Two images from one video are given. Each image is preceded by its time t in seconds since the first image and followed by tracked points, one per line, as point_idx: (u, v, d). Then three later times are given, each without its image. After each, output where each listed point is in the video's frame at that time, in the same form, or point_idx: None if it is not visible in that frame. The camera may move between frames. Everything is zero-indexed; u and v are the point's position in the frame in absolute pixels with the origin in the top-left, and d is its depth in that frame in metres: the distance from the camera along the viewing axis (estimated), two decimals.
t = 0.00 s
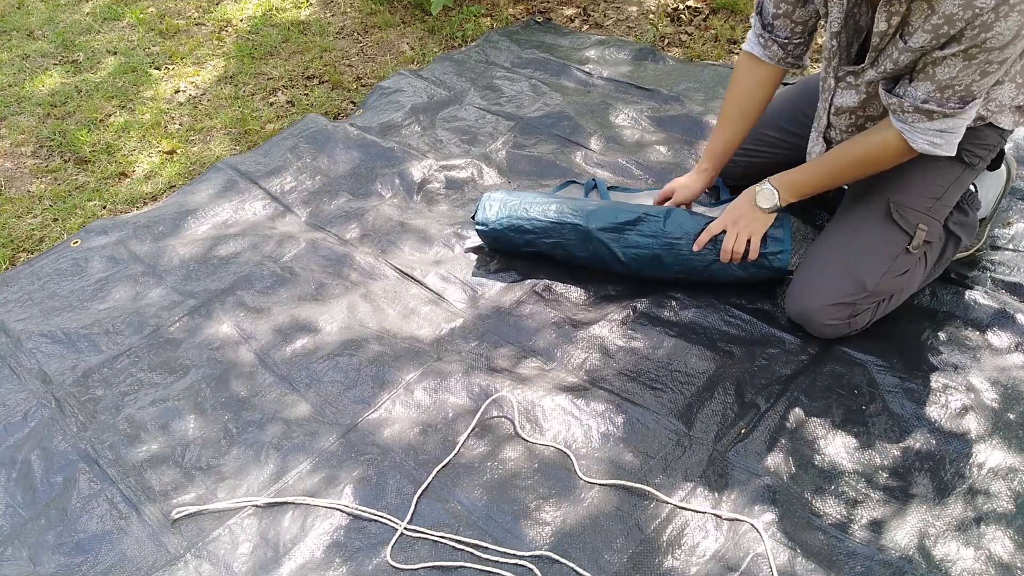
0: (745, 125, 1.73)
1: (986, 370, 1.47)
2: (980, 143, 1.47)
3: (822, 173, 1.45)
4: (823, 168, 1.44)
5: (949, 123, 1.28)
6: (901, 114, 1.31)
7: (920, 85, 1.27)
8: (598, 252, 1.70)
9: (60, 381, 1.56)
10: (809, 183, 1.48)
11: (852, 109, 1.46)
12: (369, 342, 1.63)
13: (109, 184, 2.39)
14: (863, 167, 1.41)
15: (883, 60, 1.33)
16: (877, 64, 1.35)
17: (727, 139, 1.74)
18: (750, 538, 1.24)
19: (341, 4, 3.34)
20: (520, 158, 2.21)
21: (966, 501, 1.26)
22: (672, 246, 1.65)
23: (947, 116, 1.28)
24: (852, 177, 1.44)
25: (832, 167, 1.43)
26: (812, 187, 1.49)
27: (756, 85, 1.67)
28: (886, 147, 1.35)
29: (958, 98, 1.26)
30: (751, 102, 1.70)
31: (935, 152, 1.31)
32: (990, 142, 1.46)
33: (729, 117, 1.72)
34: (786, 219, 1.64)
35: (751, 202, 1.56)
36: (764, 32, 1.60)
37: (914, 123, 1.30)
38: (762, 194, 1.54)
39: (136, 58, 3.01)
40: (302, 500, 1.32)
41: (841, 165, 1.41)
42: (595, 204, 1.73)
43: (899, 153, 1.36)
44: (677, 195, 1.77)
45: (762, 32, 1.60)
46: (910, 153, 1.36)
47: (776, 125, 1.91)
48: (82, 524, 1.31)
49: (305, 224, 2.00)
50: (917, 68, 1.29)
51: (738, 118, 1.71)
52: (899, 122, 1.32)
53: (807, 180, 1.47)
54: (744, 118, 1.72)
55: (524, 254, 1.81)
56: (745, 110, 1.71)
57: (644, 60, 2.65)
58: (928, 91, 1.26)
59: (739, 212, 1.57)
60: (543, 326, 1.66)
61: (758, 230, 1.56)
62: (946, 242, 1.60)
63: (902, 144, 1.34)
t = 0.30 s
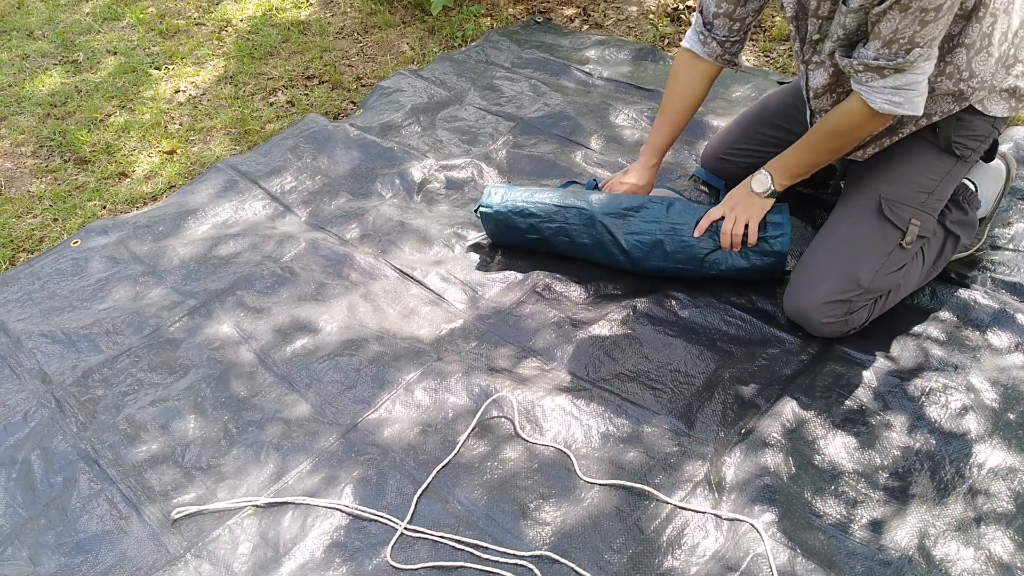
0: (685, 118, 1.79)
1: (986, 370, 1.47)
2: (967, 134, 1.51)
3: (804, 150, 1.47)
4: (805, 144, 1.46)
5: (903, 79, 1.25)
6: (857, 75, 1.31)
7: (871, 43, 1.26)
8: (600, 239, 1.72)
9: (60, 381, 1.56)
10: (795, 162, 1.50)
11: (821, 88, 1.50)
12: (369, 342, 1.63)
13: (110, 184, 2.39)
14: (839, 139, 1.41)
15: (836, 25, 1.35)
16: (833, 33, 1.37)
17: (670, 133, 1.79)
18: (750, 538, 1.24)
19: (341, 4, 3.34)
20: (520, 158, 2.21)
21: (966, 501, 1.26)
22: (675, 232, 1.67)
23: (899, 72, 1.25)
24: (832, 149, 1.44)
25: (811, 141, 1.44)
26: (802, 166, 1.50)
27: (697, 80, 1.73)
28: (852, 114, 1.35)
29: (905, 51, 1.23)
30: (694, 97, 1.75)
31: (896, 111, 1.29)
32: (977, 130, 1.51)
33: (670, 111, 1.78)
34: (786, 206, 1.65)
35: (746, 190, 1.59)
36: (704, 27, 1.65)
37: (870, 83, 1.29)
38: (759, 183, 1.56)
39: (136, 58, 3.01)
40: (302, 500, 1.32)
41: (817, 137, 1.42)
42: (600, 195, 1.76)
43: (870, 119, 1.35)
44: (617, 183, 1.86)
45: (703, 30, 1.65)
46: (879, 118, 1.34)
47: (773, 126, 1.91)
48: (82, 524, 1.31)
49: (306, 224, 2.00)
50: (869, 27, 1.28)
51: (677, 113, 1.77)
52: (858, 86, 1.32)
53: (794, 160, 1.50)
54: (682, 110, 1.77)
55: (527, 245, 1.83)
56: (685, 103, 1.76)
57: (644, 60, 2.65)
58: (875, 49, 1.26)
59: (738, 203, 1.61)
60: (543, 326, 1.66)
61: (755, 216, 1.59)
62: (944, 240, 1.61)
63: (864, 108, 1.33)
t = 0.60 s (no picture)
0: (666, 71, 1.91)
1: (986, 370, 1.47)
2: (954, 125, 1.52)
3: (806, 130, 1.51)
4: (806, 126, 1.51)
5: (880, 64, 1.30)
6: (838, 66, 1.37)
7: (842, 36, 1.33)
8: (609, 220, 1.75)
9: (60, 381, 1.56)
10: (799, 139, 1.54)
11: (807, 70, 1.55)
12: (369, 342, 1.63)
13: (110, 184, 2.39)
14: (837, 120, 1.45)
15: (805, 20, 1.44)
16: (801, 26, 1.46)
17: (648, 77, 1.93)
18: (750, 538, 1.24)
19: (341, 4, 3.34)
20: (520, 158, 2.22)
21: (966, 501, 1.26)
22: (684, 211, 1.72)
23: (873, 57, 1.30)
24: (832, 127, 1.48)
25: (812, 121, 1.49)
26: (806, 143, 1.54)
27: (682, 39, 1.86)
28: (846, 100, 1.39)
29: (873, 36, 1.28)
30: (675, 53, 1.88)
31: (882, 93, 1.33)
32: (963, 121, 1.52)
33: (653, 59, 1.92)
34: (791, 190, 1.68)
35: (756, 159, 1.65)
36: (697, 5, 1.78)
37: (851, 72, 1.35)
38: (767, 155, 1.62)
39: (136, 58, 3.01)
40: (302, 500, 1.32)
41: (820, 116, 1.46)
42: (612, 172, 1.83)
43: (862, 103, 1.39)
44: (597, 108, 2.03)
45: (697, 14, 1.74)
46: (870, 102, 1.38)
47: (773, 125, 1.92)
48: (82, 524, 1.31)
49: (306, 224, 2.00)
50: (834, 18, 1.37)
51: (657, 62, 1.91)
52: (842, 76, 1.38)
53: (795, 139, 1.54)
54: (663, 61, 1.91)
55: (533, 237, 1.85)
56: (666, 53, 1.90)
57: (644, 60, 2.65)
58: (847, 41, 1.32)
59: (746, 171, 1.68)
60: (543, 326, 1.66)
61: (761, 185, 1.66)
62: (941, 238, 1.62)
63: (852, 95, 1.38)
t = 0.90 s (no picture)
0: (665, 61, 1.93)
1: (986, 370, 1.47)
2: (946, 121, 1.51)
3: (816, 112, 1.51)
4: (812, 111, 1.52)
5: (865, 59, 1.33)
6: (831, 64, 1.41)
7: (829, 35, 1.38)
8: (624, 173, 1.83)
9: (60, 381, 1.56)
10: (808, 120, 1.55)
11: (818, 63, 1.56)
12: (369, 342, 1.63)
13: (109, 184, 2.39)
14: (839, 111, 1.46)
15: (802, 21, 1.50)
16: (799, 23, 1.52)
17: (646, 66, 1.94)
18: (750, 538, 1.24)
19: (341, 4, 3.34)
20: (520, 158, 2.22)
21: (966, 501, 1.26)
22: (696, 174, 1.80)
23: (858, 53, 1.34)
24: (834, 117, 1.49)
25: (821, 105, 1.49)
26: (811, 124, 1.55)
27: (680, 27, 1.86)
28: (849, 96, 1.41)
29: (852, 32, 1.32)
30: (674, 44, 1.89)
31: (875, 88, 1.35)
32: (952, 116, 1.51)
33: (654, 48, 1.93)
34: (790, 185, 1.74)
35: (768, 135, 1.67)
36: None
37: (841, 69, 1.39)
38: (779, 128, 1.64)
39: (136, 58, 3.01)
40: (302, 500, 1.32)
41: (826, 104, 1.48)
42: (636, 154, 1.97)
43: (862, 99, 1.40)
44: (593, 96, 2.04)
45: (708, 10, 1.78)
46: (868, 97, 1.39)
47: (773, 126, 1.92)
48: (82, 524, 1.31)
49: (306, 224, 2.00)
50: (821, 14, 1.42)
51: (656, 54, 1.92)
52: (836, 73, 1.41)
53: (802, 117, 1.55)
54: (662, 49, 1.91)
55: (547, 194, 1.87)
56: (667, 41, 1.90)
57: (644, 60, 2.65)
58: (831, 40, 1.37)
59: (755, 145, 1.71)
60: (543, 326, 1.66)
61: (757, 153, 1.70)
62: (940, 236, 1.62)
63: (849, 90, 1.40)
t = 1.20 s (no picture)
0: (681, 69, 1.86)
1: (986, 370, 1.47)
2: (936, 117, 1.49)
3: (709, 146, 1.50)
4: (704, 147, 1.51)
5: (780, 69, 1.30)
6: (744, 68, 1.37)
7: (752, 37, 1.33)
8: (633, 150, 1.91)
9: (60, 381, 1.56)
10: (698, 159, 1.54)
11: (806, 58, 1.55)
12: (369, 342, 1.63)
13: (109, 184, 2.39)
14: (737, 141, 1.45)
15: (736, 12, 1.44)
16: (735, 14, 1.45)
17: (663, 77, 1.89)
18: (750, 538, 1.24)
19: (341, 4, 3.34)
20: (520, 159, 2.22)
21: (966, 501, 1.26)
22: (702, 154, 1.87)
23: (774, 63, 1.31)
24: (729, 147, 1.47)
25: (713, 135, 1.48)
26: (702, 164, 1.55)
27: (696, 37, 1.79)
28: (751, 115, 1.38)
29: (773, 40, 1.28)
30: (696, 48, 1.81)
31: (782, 101, 1.33)
32: (943, 112, 1.49)
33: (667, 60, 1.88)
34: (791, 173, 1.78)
35: (659, 181, 1.66)
36: None
37: (753, 76, 1.34)
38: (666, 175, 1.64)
39: (136, 58, 3.01)
40: (302, 500, 1.32)
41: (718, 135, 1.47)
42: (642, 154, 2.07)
43: (765, 118, 1.37)
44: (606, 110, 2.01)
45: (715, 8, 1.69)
46: (771, 114, 1.36)
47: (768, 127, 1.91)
48: (82, 524, 1.31)
49: (306, 224, 2.00)
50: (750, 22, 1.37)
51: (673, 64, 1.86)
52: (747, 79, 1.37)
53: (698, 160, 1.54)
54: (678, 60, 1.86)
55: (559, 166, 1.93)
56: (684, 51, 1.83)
57: (644, 60, 2.65)
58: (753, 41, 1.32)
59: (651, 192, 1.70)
60: (543, 326, 1.66)
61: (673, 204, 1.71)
62: (938, 235, 1.62)
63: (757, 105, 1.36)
